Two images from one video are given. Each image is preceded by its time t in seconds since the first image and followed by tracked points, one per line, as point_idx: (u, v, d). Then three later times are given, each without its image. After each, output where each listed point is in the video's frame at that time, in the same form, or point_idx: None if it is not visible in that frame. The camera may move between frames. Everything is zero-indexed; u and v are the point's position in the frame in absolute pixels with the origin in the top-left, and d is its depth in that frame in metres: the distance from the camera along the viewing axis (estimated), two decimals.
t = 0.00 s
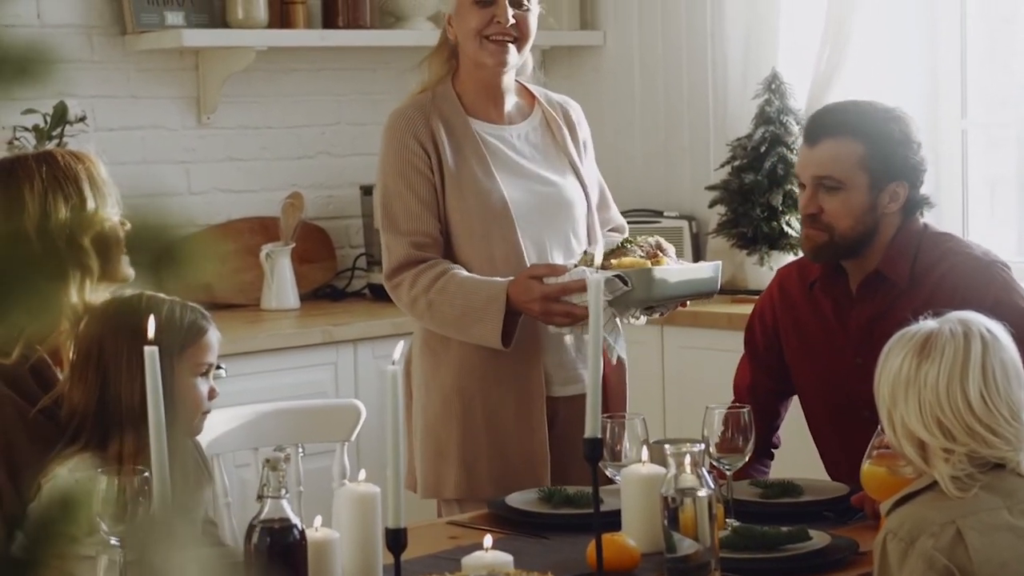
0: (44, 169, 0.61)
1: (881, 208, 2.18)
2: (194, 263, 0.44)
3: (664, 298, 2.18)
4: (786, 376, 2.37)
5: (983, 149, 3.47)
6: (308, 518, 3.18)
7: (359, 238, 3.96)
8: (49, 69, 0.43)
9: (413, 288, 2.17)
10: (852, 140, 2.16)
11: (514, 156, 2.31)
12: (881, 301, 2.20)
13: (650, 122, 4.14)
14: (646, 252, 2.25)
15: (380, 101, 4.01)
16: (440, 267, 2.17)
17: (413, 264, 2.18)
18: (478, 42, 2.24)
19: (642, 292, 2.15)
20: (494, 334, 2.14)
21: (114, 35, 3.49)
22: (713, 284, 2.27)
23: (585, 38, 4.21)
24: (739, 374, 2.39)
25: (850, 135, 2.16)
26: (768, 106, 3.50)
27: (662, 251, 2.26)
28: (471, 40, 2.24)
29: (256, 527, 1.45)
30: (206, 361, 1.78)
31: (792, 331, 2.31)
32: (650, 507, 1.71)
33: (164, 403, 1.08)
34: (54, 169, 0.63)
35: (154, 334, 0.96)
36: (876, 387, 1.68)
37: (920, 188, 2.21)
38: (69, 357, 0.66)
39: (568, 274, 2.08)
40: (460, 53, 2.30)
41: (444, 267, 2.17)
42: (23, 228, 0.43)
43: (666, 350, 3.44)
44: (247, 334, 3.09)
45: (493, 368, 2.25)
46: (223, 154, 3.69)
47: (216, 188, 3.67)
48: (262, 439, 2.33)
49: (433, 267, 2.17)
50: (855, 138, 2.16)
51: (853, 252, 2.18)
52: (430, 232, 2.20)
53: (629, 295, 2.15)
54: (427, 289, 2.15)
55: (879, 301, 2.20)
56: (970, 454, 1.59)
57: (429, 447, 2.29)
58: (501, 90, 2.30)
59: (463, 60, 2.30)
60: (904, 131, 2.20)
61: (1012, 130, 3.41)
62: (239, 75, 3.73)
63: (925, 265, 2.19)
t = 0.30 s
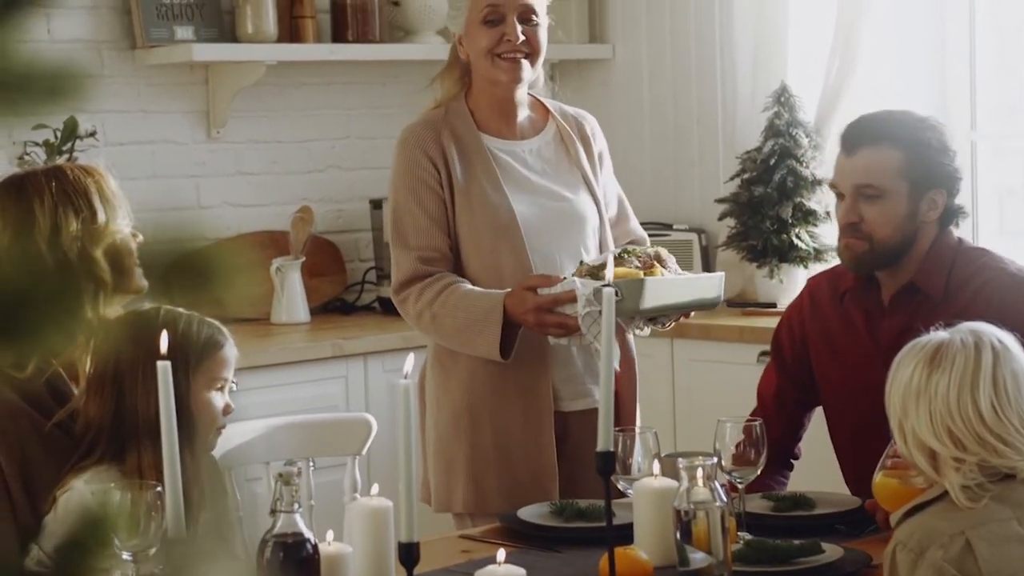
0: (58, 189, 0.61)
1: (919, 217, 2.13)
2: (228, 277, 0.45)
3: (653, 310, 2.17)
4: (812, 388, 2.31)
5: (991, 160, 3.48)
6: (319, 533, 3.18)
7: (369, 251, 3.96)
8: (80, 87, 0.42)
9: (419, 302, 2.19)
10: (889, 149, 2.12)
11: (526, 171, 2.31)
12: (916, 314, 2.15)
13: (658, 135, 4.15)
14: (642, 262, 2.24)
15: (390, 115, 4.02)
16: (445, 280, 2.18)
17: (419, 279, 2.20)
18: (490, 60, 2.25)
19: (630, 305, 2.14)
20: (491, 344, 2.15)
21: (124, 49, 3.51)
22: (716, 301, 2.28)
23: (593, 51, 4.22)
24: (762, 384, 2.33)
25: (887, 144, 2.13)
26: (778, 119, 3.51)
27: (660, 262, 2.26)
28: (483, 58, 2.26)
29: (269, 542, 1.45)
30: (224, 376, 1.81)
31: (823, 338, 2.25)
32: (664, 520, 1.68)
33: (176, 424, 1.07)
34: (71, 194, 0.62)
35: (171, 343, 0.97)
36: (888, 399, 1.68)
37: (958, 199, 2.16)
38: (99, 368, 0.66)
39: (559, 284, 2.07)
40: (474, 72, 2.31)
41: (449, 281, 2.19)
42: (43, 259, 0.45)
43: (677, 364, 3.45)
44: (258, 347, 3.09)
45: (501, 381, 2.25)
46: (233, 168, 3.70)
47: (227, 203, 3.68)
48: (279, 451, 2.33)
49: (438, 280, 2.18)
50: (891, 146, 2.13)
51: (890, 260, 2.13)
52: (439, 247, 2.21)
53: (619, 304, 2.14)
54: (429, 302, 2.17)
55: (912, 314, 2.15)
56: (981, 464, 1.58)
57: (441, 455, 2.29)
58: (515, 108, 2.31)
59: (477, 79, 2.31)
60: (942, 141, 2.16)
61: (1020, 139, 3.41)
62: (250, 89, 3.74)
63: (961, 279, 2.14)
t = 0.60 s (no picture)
0: (84, 206, 0.63)
1: (978, 223, 2.10)
2: (249, 284, 0.52)
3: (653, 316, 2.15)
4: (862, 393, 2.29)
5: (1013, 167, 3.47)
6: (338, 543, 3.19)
7: (388, 261, 3.96)
8: (104, 105, 0.50)
9: (432, 312, 2.20)
10: (952, 154, 2.09)
11: (545, 182, 2.31)
12: (967, 322, 2.13)
13: (678, 143, 4.15)
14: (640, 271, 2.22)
15: (409, 124, 4.02)
16: (457, 291, 2.19)
17: (435, 290, 2.21)
18: (499, 72, 2.28)
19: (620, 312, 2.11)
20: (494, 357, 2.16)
21: (143, 61, 3.52)
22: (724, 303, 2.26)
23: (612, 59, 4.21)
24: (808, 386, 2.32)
25: (949, 148, 2.10)
26: (797, 126, 3.50)
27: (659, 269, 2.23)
28: (493, 71, 2.28)
29: (290, 552, 1.45)
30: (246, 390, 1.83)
31: (868, 346, 2.24)
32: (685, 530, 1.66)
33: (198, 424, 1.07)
34: (95, 207, 0.64)
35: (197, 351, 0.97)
36: (906, 405, 1.68)
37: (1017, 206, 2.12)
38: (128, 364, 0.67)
39: (552, 295, 2.07)
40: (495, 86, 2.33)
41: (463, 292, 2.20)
42: (72, 270, 0.53)
43: (697, 372, 3.44)
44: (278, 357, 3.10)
45: (518, 393, 2.25)
46: (252, 178, 3.71)
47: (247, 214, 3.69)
48: (300, 460, 2.32)
49: (452, 292, 2.19)
50: (954, 151, 2.09)
51: (944, 266, 2.12)
52: (456, 259, 2.23)
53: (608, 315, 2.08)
54: (442, 312, 2.18)
55: (962, 321, 2.13)
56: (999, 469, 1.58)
57: (461, 465, 2.30)
58: (534, 119, 2.32)
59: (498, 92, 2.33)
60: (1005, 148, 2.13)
61: None
62: (268, 99, 3.75)
63: (1015, 288, 2.11)
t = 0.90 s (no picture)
0: (108, 209, 0.64)
1: None
2: (256, 289, 0.53)
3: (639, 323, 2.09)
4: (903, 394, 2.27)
5: None
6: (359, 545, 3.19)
7: (409, 262, 3.97)
8: (114, 111, 0.51)
9: (445, 315, 2.23)
10: (1008, 152, 2.09)
11: (563, 186, 2.32)
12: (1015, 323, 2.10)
13: (697, 144, 4.16)
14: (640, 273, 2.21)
15: (430, 126, 4.02)
16: (468, 295, 2.22)
17: (449, 293, 2.24)
18: (517, 78, 2.29)
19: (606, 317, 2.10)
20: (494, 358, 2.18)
21: (163, 64, 3.53)
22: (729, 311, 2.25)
23: (631, 60, 4.22)
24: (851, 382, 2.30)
25: (1005, 147, 2.09)
26: (817, 127, 3.50)
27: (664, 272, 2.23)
28: (511, 78, 2.29)
29: (310, 553, 1.45)
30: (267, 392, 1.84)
31: (912, 346, 2.22)
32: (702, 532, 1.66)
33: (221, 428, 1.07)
34: (120, 208, 0.65)
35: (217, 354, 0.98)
36: (925, 406, 1.68)
37: None
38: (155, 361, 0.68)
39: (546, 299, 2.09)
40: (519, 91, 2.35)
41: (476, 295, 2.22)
42: (97, 274, 0.53)
43: (717, 373, 3.44)
44: (298, 359, 3.11)
45: (533, 397, 2.26)
46: (272, 181, 3.72)
47: (268, 217, 3.70)
48: (319, 463, 2.33)
49: (463, 295, 2.22)
50: (1010, 149, 2.09)
51: (1000, 266, 2.09)
52: (472, 263, 2.25)
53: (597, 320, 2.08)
54: (454, 315, 2.21)
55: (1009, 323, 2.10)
56: (1018, 470, 1.57)
57: (485, 467, 2.31)
58: (554, 122, 2.33)
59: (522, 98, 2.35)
60: None
61: None
62: (287, 102, 3.76)
63: None
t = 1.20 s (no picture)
0: (138, 211, 0.65)
1: None
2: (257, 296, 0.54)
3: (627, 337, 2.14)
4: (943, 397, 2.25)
5: None
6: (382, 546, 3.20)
7: (433, 264, 3.97)
8: (117, 112, 0.51)
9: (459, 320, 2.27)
10: None
11: (585, 191, 2.33)
12: None
13: (722, 146, 4.15)
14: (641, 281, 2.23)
15: (455, 127, 4.03)
16: (482, 299, 2.25)
17: (465, 297, 2.27)
18: (549, 91, 2.29)
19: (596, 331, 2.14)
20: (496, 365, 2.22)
21: (188, 65, 3.54)
22: (729, 321, 2.24)
23: (655, 61, 4.22)
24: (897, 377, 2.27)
25: None
26: (841, 129, 3.50)
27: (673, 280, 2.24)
28: (543, 90, 2.29)
29: (332, 554, 1.45)
30: (295, 393, 1.86)
31: (953, 349, 2.20)
32: (726, 533, 1.66)
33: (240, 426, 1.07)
34: (148, 210, 0.66)
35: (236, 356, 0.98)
36: (947, 409, 1.67)
37: None
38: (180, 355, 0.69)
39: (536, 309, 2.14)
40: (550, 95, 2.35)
41: (491, 299, 2.25)
42: (125, 275, 0.55)
43: (741, 375, 3.44)
44: (322, 359, 3.11)
45: (552, 402, 2.27)
46: (297, 182, 3.72)
47: (292, 218, 3.71)
48: (342, 465, 2.34)
49: (477, 299, 2.25)
50: None
51: None
52: (491, 267, 2.28)
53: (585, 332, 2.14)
54: (466, 319, 2.24)
55: None
56: None
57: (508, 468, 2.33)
58: (583, 128, 2.34)
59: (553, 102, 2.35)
60: None
61: None
62: (312, 104, 3.76)
63: None
